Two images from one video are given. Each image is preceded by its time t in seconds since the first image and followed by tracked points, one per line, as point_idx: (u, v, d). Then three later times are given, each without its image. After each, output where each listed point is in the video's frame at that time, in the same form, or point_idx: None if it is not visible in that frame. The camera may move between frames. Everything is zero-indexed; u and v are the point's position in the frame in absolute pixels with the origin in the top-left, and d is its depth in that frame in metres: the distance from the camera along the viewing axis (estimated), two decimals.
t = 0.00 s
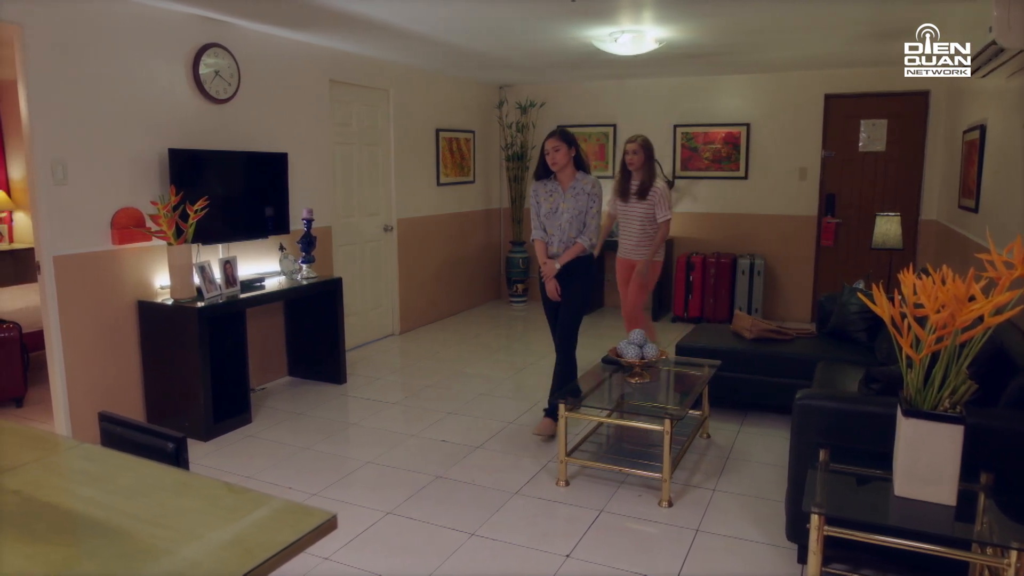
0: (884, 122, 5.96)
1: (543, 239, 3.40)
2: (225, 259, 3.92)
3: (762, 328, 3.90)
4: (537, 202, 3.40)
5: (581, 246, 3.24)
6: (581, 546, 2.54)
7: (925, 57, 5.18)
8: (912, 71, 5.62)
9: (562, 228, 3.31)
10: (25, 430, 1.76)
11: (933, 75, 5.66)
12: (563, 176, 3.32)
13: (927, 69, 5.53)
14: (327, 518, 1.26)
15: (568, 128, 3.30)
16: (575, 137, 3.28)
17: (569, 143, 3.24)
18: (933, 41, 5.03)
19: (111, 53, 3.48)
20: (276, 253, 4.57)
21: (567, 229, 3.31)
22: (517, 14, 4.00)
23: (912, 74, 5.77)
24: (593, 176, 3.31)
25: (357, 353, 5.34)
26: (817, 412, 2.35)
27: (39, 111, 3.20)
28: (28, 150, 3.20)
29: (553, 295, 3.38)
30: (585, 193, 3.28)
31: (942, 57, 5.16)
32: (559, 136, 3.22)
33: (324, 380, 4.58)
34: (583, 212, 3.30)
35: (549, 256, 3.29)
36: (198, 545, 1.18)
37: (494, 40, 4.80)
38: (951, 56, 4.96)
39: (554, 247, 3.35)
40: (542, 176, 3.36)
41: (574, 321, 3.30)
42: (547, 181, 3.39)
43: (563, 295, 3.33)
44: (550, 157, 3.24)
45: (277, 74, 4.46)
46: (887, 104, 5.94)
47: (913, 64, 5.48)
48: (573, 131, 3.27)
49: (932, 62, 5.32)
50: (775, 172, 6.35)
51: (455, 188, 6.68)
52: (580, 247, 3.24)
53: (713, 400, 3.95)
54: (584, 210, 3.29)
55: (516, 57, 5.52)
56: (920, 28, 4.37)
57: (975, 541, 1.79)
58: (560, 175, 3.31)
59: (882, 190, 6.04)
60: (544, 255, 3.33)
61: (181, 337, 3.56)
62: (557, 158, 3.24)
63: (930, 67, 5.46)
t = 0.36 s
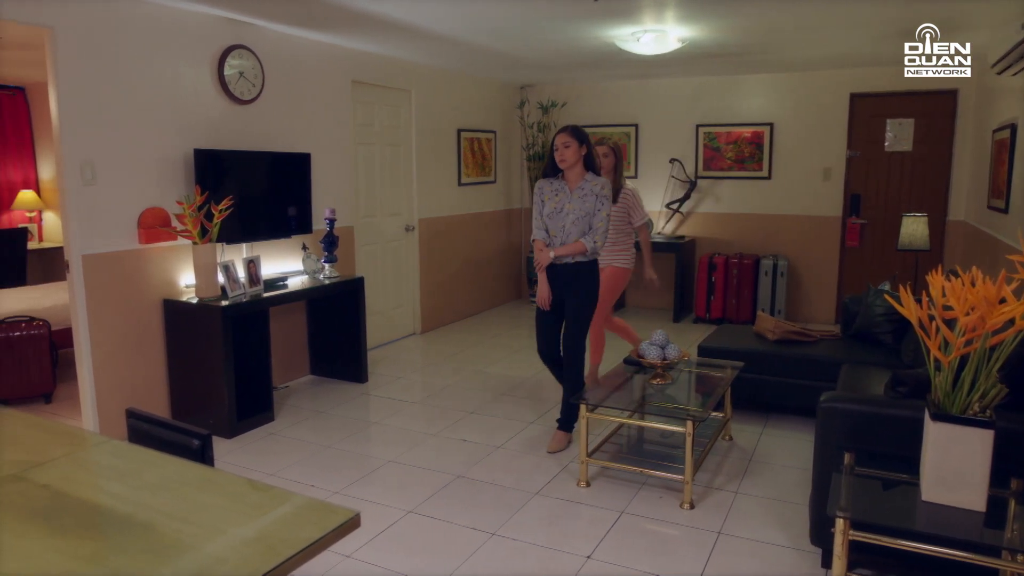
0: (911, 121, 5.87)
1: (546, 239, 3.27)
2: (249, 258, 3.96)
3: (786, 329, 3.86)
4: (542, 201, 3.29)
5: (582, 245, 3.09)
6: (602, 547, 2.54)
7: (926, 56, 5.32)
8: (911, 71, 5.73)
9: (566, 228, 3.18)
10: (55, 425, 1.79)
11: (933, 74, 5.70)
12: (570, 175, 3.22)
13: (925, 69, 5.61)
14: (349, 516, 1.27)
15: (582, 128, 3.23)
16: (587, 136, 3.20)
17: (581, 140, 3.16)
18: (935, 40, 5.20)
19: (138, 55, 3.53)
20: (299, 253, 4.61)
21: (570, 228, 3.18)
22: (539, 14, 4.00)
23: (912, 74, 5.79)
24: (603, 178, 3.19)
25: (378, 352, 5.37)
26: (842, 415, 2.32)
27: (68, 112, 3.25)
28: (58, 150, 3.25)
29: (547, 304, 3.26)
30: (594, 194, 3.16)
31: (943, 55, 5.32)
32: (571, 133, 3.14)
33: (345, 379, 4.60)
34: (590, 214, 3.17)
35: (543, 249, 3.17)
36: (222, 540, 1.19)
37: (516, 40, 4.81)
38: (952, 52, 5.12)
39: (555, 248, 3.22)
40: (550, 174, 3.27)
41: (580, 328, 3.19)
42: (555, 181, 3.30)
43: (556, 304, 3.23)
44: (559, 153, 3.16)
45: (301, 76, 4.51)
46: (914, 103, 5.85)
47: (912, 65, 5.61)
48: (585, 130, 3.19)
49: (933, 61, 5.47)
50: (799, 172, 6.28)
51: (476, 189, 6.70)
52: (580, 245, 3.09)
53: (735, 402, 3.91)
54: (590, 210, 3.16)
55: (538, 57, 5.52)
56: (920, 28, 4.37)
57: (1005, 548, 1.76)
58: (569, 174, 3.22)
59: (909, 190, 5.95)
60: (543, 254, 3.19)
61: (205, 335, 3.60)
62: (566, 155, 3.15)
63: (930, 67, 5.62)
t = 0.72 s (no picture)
0: (955, 119, 5.73)
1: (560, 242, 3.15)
2: (286, 257, 4.02)
3: (824, 332, 3.79)
4: (556, 203, 3.17)
5: (602, 247, 2.99)
6: (636, 549, 2.52)
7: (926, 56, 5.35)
8: (911, 71, 5.77)
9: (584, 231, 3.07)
10: (101, 419, 1.84)
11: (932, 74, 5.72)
12: (587, 176, 3.11)
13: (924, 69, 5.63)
14: (386, 514, 1.27)
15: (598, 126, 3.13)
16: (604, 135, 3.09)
17: (598, 139, 3.05)
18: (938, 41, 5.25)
19: (180, 57, 3.61)
20: (335, 252, 4.66)
21: (589, 230, 3.08)
22: (574, 14, 3.99)
23: (912, 74, 5.81)
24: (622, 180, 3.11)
25: (412, 351, 5.41)
26: (883, 421, 2.28)
27: (113, 114, 3.33)
28: (104, 151, 3.34)
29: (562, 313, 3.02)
30: (615, 194, 3.08)
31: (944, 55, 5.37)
32: (587, 132, 3.02)
33: (379, 378, 4.64)
34: (609, 216, 3.09)
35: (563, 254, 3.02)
36: (260, 534, 1.21)
37: (550, 40, 4.80)
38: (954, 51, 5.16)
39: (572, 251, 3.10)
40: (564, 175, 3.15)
41: (604, 334, 3.09)
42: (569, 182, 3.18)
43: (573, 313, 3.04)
44: (574, 154, 3.03)
45: (337, 77, 4.55)
46: (959, 101, 5.71)
47: (911, 65, 5.65)
48: (601, 129, 3.08)
49: (934, 62, 5.52)
50: (838, 172, 6.17)
51: (510, 189, 6.70)
52: (599, 247, 2.98)
53: (771, 406, 3.86)
54: (611, 212, 3.08)
55: (573, 57, 5.51)
56: (920, 29, 4.38)
57: None
58: (585, 174, 3.11)
59: (953, 191, 5.81)
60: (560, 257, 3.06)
61: (243, 333, 3.66)
62: (582, 155, 3.03)
63: (931, 68, 5.66)
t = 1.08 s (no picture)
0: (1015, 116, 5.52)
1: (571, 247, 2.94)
2: (332, 255, 4.07)
3: (875, 335, 3.70)
4: (566, 205, 2.96)
5: (616, 253, 2.77)
6: (679, 552, 2.49)
7: (925, 56, 5.44)
8: (910, 71, 5.82)
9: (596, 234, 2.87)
10: (155, 411, 1.89)
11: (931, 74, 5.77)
12: (599, 175, 2.91)
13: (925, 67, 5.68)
14: (432, 510, 1.28)
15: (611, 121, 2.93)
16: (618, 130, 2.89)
17: (611, 135, 2.85)
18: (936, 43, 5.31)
19: (230, 59, 3.69)
20: (380, 250, 4.72)
21: (602, 233, 2.87)
22: (620, 12, 3.96)
23: (911, 74, 5.84)
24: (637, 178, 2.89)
25: (455, 349, 5.44)
26: (938, 427, 2.21)
27: (167, 115, 3.42)
28: (158, 152, 3.43)
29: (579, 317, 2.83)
30: (628, 193, 2.86)
31: (942, 55, 5.41)
32: (598, 126, 2.83)
33: (421, 376, 4.68)
34: (623, 217, 2.87)
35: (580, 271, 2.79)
36: (309, 526, 1.23)
37: (595, 39, 4.79)
38: (951, 50, 5.22)
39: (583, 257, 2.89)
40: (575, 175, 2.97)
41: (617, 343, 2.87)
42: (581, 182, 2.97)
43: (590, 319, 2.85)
44: (585, 151, 2.85)
45: (383, 77, 4.61)
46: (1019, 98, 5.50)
47: (910, 65, 5.70)
48: (615, 124, 2.88)
49: (932, 62, 5.57)
50: (890, 171, 6.01)
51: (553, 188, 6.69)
52: (615, 254, 2.77)
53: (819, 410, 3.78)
54: (625, 213, 2.86)
55: (617, 56, 5.48)
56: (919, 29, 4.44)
57: None
58: (597, 174, 2.90)
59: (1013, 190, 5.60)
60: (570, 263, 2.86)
61: (290, 329, 3.73)
62: (594, 152, 2.84)
63: (930, 68, 5.71)
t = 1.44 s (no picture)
0: None
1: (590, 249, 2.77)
2: (377, 249, 4.12)
3: (929, 336, 3.60)
4: (584, 204, 2.78)
5: (637, 260, 2.54)
6: (723, 552, 2.46)
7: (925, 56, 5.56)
8: (910, 71, 5.86)
9: (612, 236, 2.66)
10: (206, 401, 1.94)
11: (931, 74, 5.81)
12: (618, 171, 2.69)
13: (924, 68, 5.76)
14: (478, 504, 1.29)
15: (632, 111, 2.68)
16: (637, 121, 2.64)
17: (629, 128, 2.61)
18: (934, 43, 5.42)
19: (279, 56, 3.75)
20: (424, 245, 4.75)
21: (618, 235, 2.66)
22: (668, 4, 3.91)
23: (911, 74, 5.88)
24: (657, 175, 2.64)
25: (497, 344, 5.46)
26: (996, 432, 2.14)
27: (218, 111, 3.50)
28: (210, 147, 3.51)
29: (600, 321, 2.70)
30: (646, 193, 2.63)
31: (941, 54, 5.51)
32: (615, 119, 2.60)
33: (463, 370, 4.71)
34: (641, 219, 2.64)
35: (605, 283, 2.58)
36: (356, 517, 1.24)
37: (640, 32, 4.75)
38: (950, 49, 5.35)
39: (601, 261, 2.70)
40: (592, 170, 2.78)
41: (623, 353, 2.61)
42: (598, 177, 2.76)
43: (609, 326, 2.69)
44: (600, 146, 2.63)
45: (428, 72, 4.63)
46: None
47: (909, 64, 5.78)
48: (635, 115, 2.64)
49: (932, 62, 5.65)
50: (946, 166, 5.83)
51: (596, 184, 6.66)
52: (636, 262, 2.55)
53: (869, 411, 3.69)
54: (642, 214, 2.63)
55: (662, 50, 5.43)
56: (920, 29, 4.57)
57: None
58: (616, 169, 2.69)
59: None
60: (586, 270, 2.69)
61: (335, 321, 3.78)
62: (610, 148, 2.62)
63: (928, 68, 5.76)
